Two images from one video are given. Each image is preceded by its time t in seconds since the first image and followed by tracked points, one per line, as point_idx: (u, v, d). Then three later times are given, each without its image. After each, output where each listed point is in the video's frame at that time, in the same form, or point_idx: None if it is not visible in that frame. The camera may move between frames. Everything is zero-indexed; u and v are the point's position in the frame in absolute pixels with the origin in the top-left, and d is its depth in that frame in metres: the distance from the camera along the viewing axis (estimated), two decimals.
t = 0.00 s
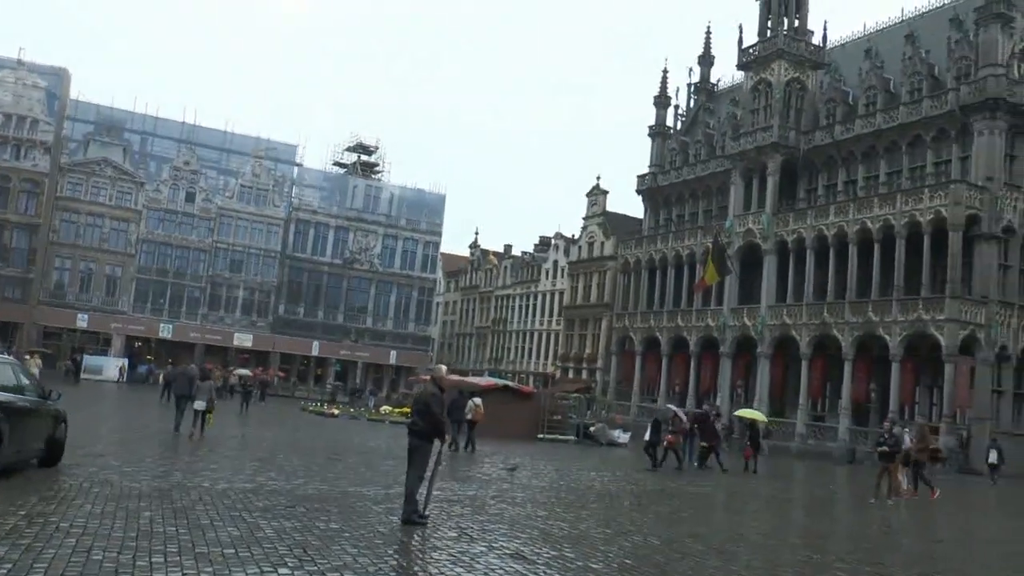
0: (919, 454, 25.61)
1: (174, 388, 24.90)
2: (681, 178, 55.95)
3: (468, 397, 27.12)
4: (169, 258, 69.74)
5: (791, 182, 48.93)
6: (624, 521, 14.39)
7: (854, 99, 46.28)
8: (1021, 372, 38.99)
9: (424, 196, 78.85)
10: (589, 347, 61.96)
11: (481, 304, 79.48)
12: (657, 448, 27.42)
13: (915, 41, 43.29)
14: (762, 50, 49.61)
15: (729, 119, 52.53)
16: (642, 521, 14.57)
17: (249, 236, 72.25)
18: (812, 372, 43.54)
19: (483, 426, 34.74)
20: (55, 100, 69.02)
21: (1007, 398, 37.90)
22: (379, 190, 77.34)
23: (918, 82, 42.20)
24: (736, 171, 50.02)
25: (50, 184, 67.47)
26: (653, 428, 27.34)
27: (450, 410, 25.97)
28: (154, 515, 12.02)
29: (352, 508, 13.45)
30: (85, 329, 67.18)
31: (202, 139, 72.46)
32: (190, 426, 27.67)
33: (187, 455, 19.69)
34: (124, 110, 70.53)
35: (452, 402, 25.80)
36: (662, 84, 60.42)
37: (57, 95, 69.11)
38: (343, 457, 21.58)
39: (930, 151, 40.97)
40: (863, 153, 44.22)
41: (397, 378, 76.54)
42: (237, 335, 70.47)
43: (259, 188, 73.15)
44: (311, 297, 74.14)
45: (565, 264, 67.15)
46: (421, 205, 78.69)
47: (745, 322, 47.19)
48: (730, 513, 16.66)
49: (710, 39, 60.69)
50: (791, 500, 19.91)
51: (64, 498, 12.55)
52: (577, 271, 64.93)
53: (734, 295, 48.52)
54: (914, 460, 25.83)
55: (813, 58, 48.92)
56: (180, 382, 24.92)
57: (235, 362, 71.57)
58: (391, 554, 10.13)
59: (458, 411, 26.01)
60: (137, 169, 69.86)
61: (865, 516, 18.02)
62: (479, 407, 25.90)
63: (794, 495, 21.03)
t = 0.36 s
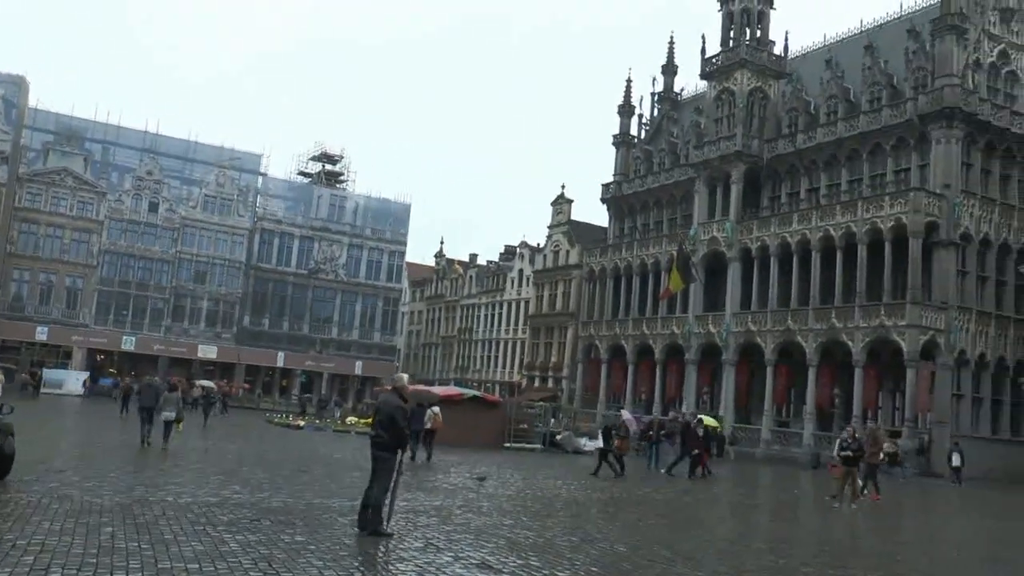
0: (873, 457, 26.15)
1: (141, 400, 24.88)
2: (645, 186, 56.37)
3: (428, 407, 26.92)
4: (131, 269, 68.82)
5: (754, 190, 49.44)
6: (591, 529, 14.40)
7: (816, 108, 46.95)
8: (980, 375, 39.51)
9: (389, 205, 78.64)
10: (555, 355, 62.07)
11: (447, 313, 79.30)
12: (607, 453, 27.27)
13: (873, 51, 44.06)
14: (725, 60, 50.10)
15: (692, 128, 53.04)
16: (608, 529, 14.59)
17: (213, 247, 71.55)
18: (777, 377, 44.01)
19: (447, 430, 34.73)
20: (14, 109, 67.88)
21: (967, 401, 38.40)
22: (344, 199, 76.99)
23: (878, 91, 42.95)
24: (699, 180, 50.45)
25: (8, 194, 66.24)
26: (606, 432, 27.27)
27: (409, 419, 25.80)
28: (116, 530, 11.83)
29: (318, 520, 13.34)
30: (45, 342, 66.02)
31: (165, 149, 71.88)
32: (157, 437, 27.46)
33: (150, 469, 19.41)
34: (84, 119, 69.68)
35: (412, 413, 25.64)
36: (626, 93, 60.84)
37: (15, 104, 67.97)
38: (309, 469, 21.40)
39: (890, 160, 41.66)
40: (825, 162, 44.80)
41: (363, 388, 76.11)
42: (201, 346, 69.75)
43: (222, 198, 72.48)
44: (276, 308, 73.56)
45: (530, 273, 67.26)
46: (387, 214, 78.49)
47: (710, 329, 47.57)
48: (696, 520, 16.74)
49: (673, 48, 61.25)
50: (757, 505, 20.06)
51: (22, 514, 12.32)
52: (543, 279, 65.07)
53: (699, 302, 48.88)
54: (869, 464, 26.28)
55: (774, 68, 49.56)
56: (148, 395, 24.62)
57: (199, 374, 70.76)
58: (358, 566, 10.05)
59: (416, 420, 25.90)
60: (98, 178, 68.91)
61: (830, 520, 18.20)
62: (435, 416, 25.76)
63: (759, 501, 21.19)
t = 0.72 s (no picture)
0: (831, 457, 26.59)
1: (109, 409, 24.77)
2: (612, 191, 56.64)
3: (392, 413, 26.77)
4: (95, 276, 67.83)
5: (721, 195, 49.86)
6: (559, 533, 14.42)
7: (781, 114, 47.51)
8: (943, 376, 40.04)
9: (357, 210, 78.39)
10: (523, 360, 62.15)
11: (415, 318, 79.08)
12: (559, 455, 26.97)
13: (836, 58, 44.67)
14: (690, 66, 50.47)
15: (659, 133, 53.41)
16: (577, 532, 14.62)
17: (180, 253, 70.79)
18: (745, 382, 44.17)
19: (412, 435, 34.57)
20: None
21: (931, 402, 38.85)
22: (311, 205, 76.58)
23: (842, 97, 43.57)
24: (666, 185, 50.74)
25: None
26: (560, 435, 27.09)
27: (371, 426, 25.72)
28: (79, 541, 11.67)
29: (286, 528, 13.25)
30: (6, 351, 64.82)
31: (129, 155, 70.89)
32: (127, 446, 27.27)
33: (114, 479, 19.14)
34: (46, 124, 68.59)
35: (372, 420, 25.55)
36: (592, 98, 61.17)
37: None
38: (276, 477, 21.22)
39: (854, 165, 42.24)
40: (790, 167, 45.30)
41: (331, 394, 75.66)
42: (168, 354, 68.94)
43: (188, 204, 71.73)
44: (243, 314, 72.95)
45: (498, 278, 67.32)
46: (354, 219, 78.24)
47: (678, 333, 47.87)
48: (665, 522, 16.83)
49: (639, 54, 61.68)
50: (725, 507, 20.21)
51: None
52: (510, 284, 65.14)
53: (667, 307, 49.18)
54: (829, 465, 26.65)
55: (740, 74, 50.06)
56: (116, 403, 24.40)
57: (165, 382, 69.92)
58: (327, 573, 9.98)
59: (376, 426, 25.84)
60: (61, 184, 67.85)
61: (797, 521, 18.39)
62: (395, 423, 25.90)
63: (727, 503, 21.32)
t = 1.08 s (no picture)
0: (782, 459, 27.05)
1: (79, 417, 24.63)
2: (583, 199, 56.82)
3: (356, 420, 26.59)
4: (62, 281, 66.83)
5: (691, 203, 50.20)
6: (529, 539, 14.43)
7: (751, 123, 47.99)
8: (910, 382, 40.53)
9: (328, 216, 78.10)
10: (493, 367, 62.13)
11: (385, 325, 78.82)
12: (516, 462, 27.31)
13: (805, 68, 45.20)
14: (661, 75, 50.77)
15: (630, 141, 53.69)
16: (547, 539, 14.63)
17: (149, 258, 70.02)
18: (715, 388, 44.59)
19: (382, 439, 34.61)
20: None
21: (899, 408, 39.29)
22: (282, 211, 76.18)
23: (811, 107, 44.07)
24: (637, 193, 50.98)
25: None
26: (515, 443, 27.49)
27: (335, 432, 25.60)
28: (43, 551, 11.47)
29: (255, 536, 13.13)
30: None
31: (97, 158, 70.07)
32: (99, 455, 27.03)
33: (79, 487, 18.84)
34: (10, 126, 67.60)
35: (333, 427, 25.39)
36: (564, 106, 61.37)
37: None
38: (246, 484, 21.02)
39: (823, 174, 42.74)
40: (760, 175, 45.72)
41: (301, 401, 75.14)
42: (136, 361, 68.10)
43: (158, 209, 71.02)
44: (213, 320, 72.36)
45: (469, 284, 67.30)
46: (325, 225, 77.94)
47: (649, 340, 48.10)
48: (635, 528, 16.84)
49: (610, 63, 61.99)
50: (697, 514, 20.28)
51: None
52: (481, 291, 65.11)
53: (637, 313, 49.42)
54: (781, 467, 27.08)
55: (710, 83, 50.47)
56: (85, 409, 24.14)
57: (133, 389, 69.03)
58: None
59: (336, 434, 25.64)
60: (27, 188, 66.83)
61: (766, 526, 18.54)
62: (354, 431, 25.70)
63: (698, 508, 21.44)
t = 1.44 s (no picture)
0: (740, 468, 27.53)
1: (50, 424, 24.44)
2: (556, 206, 56.93)
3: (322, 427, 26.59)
4: (30, 286, 65.97)
5: (664, 211, 50.45)
6: (501, 546, 14.39)
7: (724, 131, 48.38)
8: (881, 389, 40.93)
9: (301, 222, 77.72)
10: (466, 374, 62.05)
11: (358, 332, 78.46)
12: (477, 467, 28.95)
13: (778, 78, 45.66)
14: (635, 83, 51.01)
15: (603, 149, 53.92)
16: (519, 545, 14.60)
17: (120, 264, 69.14)
18: (686, 397, 44.64)
19: (356, 445, 34.56)
20: None
21: (869, 414, 39.65)
22: (255, 216, 75.68)
23: (783, 117, 44.48)
24: (611, 200, 51.14)
25: None
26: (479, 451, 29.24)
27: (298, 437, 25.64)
28: (8, 560, 11.26)
29: (225, 544, 12.98)
30: None
31: (67, 160, 68.94)
32: (69, 462, 26.75)
33: (46, 495, 18.53)
34: None
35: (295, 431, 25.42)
36: (538, 113, 61.49)
37: None
38: (216, 492, 20.80)
39: (795, 183, 43.15)
40: (733, 183, 46.06)
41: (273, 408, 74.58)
42: (106, 367, 67.28)
43: (129, 213, 70.17)
44: (184, 326, 71.74)
45: (442, 291, 67.19)
46: (298, 231, 77.56)
47: (622, 347, 48.23)
48: (607, 535, 16.86)
49: (584, 70, 62.25)
50: (669, 520, 20.35)
51: None
52: (455, 297, 65.02)
53: (610, 320, 49.54)
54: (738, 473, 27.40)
55: (683, 92, 50.81)
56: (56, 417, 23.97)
57: (103, 396, 68.18)
58: None
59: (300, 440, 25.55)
60: None
61: (737, 532, 18.63)
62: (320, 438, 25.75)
63: (670, 515, 21.50)
